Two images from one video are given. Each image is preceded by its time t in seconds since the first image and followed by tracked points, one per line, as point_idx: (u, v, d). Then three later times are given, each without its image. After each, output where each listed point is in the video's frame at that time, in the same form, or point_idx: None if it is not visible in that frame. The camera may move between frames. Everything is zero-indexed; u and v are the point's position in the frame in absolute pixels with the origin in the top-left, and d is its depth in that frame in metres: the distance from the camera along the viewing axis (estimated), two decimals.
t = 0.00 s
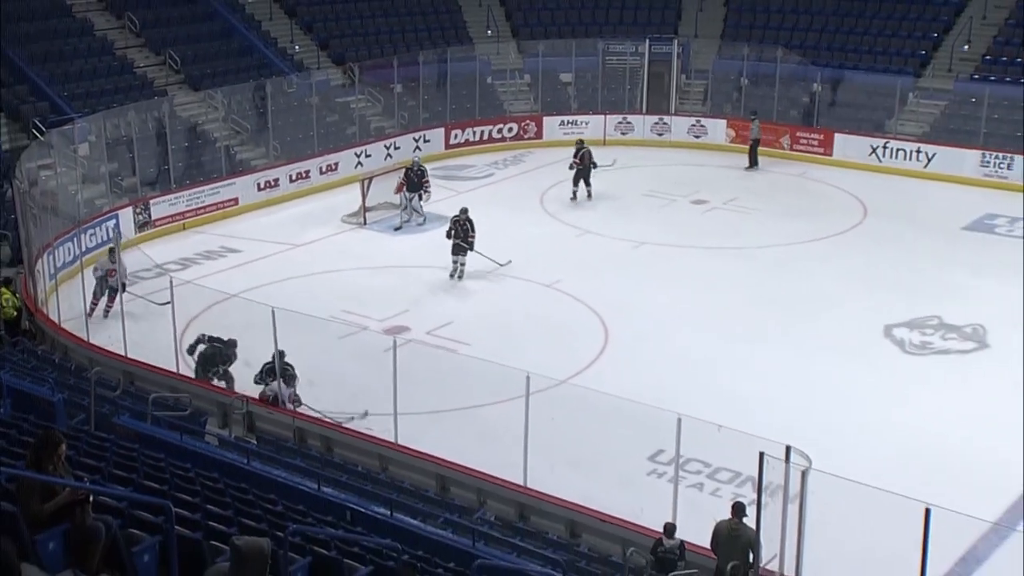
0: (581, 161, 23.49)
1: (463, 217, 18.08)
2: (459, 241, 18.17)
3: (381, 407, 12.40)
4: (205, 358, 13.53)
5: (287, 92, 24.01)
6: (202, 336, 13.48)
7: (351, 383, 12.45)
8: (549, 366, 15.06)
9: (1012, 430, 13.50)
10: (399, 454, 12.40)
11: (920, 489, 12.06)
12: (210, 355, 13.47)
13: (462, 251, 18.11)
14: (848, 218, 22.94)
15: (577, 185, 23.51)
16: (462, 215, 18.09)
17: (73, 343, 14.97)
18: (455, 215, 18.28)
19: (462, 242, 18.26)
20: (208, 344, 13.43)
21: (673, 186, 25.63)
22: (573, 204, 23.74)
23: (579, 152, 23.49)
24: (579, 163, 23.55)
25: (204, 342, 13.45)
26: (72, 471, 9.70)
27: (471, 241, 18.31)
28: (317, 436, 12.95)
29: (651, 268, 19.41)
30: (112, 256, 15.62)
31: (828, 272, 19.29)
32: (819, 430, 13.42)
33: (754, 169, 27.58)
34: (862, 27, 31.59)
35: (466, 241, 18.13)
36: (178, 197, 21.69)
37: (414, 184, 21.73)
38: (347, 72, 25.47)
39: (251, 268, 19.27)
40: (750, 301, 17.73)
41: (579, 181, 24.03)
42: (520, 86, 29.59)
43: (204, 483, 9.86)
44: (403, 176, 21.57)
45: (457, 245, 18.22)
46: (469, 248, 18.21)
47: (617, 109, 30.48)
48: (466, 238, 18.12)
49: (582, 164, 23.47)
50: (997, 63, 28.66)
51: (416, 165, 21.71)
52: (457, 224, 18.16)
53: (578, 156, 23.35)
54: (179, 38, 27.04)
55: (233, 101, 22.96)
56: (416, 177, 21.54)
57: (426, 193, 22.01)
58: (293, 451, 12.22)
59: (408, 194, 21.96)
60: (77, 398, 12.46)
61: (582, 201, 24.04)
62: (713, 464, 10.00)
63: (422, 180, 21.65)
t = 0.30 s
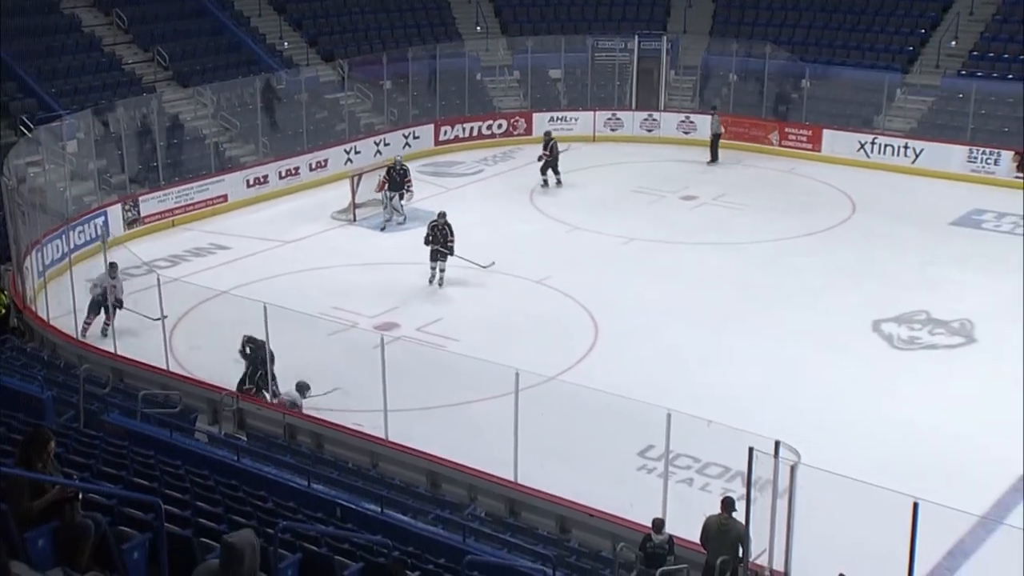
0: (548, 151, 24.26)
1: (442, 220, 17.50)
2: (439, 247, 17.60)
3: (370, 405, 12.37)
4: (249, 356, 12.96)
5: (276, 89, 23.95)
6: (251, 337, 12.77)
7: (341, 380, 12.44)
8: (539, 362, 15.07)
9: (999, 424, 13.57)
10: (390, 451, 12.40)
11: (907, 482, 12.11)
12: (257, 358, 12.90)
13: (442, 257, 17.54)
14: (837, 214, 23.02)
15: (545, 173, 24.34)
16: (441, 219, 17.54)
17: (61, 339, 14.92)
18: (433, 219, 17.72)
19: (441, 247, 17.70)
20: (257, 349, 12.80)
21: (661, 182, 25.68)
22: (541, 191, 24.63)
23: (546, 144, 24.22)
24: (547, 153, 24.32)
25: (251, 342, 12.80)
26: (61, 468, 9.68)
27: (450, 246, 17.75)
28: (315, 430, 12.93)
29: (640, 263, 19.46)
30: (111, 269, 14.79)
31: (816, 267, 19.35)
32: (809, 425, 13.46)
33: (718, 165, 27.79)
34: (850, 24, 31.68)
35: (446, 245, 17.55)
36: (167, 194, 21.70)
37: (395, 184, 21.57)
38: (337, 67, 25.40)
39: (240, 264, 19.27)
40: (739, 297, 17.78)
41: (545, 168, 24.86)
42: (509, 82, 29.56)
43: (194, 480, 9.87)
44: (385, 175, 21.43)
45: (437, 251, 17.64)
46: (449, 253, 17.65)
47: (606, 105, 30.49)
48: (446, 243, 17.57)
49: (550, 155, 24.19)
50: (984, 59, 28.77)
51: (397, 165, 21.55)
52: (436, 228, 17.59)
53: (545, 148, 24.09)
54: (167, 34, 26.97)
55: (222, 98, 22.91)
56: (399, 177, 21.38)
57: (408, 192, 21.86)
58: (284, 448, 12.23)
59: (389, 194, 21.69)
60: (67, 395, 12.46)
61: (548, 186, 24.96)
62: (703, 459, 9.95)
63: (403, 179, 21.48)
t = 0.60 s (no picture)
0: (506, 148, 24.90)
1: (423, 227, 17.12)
2: (420, 255, 17.19)
3: (360, 403, 12.38)
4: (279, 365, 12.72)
5: (263, 87, 23.90)
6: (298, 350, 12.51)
7: (330, 377, 12.47)
8: (527, 360, 15.07)
9: (984, 421, 13.62)
10: (377, 449, 12.36)
11: (895, 479, 12.14)
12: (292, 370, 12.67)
13: (425, 264, 17.11)
14: (824, 211, 23.08)
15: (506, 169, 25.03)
16: (422, 226, 17.16)
17: (47, 340, 14.80)
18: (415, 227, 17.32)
19: (423, 256, 17.31)
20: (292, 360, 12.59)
21: (649, 180, 25.69)
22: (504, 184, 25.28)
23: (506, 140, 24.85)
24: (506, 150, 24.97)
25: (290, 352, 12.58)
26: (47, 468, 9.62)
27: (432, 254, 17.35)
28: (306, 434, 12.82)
29: (628, 261, 19.49)
30: (128, 281, 14.35)
31: (803, 265, 19.40)
32: (797, 422, 13.49)
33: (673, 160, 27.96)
34: (837, 22, 31.79)
35: (428, 254, 17.11)
36: (153, 192, 21.63)
37: (375, 184, 21.49)
38: (325, 66, 25.41)
39: (227, 263, 19.22)
40: (727, 294, 17.83)
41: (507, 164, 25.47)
42: (497, 81, 29.56)
43: (182, 479, 9.85)
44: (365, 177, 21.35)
45: (419, 259, 17.22)
46: (433, 260, 17.20)
47: (594, 103, 30.48)
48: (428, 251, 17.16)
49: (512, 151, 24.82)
50: (969, 57, 28.88)
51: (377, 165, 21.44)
52: (418, 236, 17.21)
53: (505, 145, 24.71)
54: (153, 33, 26.89)
55: (209, 96, 22.87)
56: (378, 177, 21.32)
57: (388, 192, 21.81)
58: (272, 447, 12.21)
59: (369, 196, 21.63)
60: (54, 394, 12.44)
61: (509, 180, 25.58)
62: (692, 456, 9.93)
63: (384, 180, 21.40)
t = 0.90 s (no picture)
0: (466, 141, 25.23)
1: (411, 235, 16.57)
2: (407, 264, 16.62)
3: (352, 399, 12.35)
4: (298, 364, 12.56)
5: (254, 85, 23.93)
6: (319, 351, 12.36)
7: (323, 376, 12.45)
8: (519, 358, 15.08)
9: (974, 418, 13.66)
10: (369, 447, 12.35)
11: (885, 476, 12.17)
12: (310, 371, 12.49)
13: (412, 274, 16.53)
14: (814, 209, 23.13)
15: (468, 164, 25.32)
16: (409, 234, 16.64)
17: (38, 340, 14.74)
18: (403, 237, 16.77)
19: (411, 265, 16.72)
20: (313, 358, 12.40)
21: (640, 178, 25.70)
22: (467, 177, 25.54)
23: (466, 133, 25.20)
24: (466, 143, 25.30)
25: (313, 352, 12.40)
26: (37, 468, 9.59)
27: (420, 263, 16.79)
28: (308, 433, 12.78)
29: (619, 259, 19.51)
30: (166, 290, 13.73)
31: (794, 262, 19.44)
32: (787, 419, 13.52)
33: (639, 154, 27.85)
34: (828, 20, 31.84)
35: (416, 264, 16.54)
36: (144, 191, 21.58)
37: (356, 184, 21.56)
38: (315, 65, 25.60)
39: (218, 262, 19.19)
40: (718, 291, 17.86)
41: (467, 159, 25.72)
42: (488, 79, 29.57)
43: (173, 479, 9.84)
44: (345, 178, 21.42)
45: (406, 268, 16.64)
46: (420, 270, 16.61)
47: (585, 101, 30.47)
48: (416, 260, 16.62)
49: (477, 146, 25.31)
50: (958, 55, 28.94)
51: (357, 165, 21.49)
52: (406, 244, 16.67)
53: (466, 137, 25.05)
54: (143, 31, 26.84)
55: (200, 95, 22.84)
56: (358, 177, 21.40)
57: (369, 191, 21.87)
58: (263, 445, 12.19)
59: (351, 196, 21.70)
60: (44, 394, 12.42)
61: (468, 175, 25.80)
62: (683, 455, 9.94)
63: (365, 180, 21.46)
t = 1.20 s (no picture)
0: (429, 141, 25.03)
1: (390, 248, 15.99)
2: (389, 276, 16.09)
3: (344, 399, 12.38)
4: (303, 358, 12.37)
5: (243, 85, 23.75)
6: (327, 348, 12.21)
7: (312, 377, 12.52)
8: (509, 357, 15.09)
9: (962, 416, 13.72)
10: (359, 447, 12.34)
11: (873, 474, 12.21)
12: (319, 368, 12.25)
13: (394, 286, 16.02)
14: (803, 207, 23.19)
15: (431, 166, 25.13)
16: (388, 246, 16.05)
17: (25, 341, 14.70)
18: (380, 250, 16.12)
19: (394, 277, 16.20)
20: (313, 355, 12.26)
21: (629, 177, 25.73)
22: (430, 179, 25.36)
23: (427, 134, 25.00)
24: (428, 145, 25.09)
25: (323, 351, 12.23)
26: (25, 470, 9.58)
27: (401, 274, 16.33)
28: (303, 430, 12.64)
29: (609, 258, 19.53)
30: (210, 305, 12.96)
31: (783, 261, 19.49)
32: (776, 417, 13.55)
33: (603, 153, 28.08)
34: (816, 18, 31.90)
35: (397, 277, 16.02)
36: (132, 191, 21.54)
37: (338, 183, 21.52)
38: (304, 64, 25.56)
39: (207, 262, 19.16)
40: (707, 290, 17.90)
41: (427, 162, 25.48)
42: (477, 78, 29.59)
43: (162, 479, 9.82)
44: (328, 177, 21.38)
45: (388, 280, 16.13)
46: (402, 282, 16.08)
47: (575, 100, 30.44)
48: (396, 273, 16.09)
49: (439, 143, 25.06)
50: (946, 54, 29.05)
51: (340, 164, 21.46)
52: (384, 257, 16.07)
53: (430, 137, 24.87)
54: (131, 31, 26.79)
55: (188, 94, 22.80)
56: (341, 176, 21.36)
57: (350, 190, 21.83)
58: (252, 446, 12.19)
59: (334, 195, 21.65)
60: (33, 395, 12.40)
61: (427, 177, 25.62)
62: (673, 453, 10.07)
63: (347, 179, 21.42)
